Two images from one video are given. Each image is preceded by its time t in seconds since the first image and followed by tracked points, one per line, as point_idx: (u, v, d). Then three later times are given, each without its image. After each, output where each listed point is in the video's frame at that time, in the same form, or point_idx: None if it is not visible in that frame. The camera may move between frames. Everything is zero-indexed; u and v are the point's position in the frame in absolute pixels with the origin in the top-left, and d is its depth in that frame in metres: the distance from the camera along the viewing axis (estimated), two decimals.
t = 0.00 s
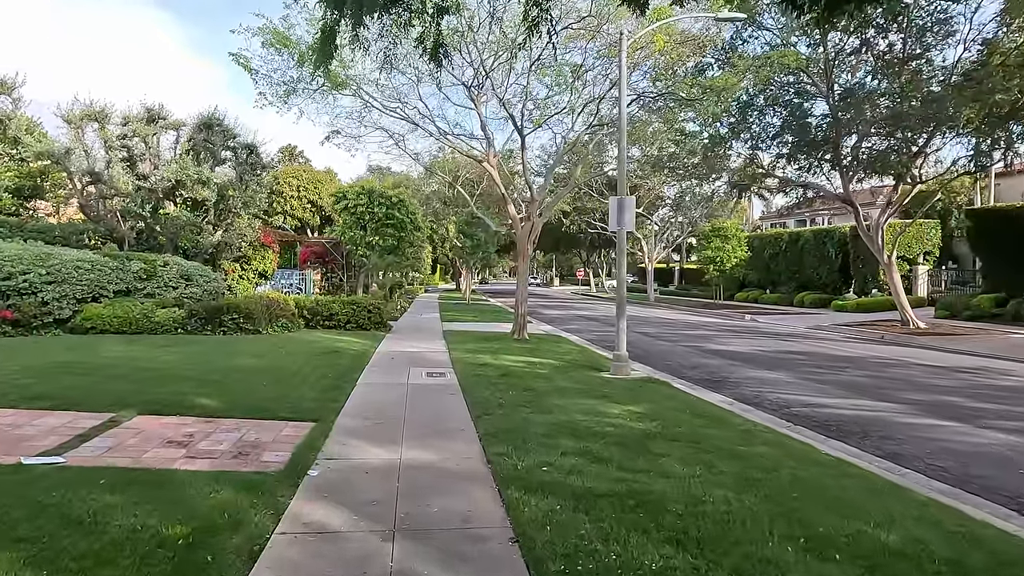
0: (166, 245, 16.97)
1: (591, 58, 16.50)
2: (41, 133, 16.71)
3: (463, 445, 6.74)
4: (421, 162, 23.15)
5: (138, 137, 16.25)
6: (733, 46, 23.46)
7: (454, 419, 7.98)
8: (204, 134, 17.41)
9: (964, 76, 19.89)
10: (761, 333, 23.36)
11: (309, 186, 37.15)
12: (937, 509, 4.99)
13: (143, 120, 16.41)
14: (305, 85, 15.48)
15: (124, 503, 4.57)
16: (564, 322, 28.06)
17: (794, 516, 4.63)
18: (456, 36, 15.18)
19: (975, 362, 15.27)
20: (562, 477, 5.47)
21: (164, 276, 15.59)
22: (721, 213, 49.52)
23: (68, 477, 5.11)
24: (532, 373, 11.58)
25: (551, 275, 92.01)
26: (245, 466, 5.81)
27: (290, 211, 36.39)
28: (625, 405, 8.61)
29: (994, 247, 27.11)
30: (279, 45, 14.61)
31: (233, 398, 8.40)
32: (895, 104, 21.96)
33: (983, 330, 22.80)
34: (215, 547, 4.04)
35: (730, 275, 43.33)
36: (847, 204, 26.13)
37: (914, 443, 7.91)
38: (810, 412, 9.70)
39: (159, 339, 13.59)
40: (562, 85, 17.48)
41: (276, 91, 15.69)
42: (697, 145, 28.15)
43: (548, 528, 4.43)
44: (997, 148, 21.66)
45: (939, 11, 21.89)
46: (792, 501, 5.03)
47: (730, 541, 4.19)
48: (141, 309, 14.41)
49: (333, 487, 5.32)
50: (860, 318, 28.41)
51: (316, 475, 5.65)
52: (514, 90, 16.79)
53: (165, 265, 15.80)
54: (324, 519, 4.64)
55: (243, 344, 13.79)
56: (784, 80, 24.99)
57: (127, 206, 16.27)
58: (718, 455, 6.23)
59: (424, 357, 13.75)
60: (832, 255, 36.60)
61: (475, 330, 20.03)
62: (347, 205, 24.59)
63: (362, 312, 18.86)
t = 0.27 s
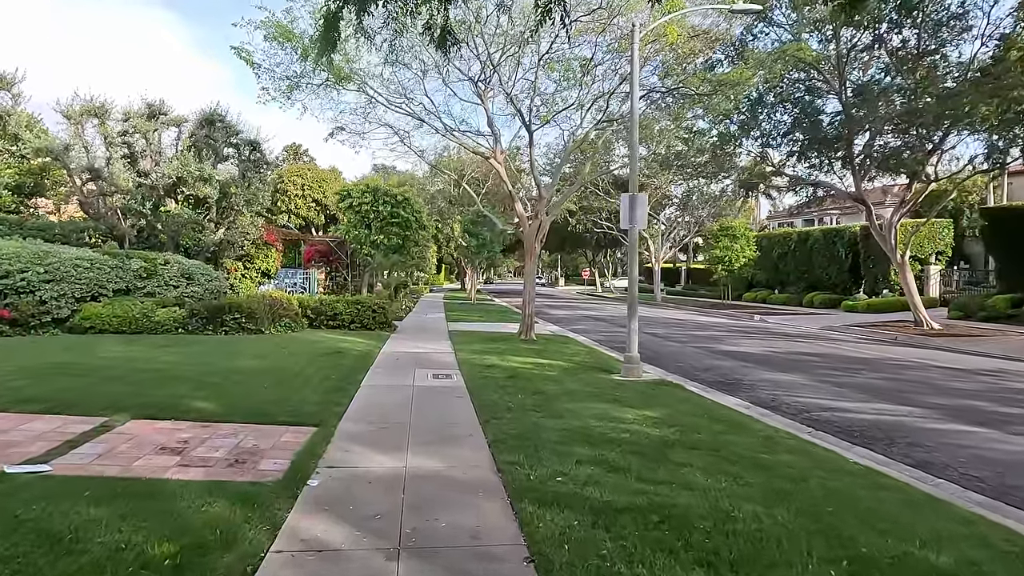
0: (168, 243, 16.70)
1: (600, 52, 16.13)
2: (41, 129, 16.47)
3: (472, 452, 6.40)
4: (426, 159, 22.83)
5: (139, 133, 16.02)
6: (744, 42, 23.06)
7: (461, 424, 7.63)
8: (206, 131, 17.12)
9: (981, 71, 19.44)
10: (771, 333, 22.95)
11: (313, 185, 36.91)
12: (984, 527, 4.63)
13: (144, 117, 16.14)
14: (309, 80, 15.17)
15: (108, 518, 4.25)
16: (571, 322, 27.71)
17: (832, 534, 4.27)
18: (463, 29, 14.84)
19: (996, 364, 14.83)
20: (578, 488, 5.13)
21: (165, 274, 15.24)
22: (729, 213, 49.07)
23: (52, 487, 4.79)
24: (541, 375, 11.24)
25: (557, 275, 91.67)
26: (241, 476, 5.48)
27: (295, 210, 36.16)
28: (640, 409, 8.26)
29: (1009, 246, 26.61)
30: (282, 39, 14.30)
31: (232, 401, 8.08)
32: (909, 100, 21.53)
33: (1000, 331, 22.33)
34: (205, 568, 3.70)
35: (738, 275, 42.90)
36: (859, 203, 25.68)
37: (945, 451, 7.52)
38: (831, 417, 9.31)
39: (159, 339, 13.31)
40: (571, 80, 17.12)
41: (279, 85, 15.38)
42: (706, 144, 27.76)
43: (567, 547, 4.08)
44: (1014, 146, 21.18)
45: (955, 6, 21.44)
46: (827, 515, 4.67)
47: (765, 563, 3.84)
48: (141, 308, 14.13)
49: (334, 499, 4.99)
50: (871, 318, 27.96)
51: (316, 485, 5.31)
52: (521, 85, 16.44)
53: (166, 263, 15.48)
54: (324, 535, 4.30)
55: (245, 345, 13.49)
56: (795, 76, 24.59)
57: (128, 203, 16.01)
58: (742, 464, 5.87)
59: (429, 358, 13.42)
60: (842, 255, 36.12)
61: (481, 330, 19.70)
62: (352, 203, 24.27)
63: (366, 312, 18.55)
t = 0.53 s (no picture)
0: (168, 241, 16.42)
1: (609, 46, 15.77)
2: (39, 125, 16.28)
3: (477, 461, 6.07)
4: (431, 157, 22.52)
5: (138, 129, 15.81)
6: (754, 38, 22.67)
7: (466, 430, 7.30)
8: (206, 127, 16.83)
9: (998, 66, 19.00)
10: (782, 334, 22.57)
11: (317, 184, 36.63)
12: None
13: (144, 112, 15.95)
14: (312, 74, 14.87)
15: (85, 536, 3.93)
16: (577, 322, 27.37)
17: (871, 557, 3.93)
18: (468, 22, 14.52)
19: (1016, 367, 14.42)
20: (591, 503, 4.79)
21: (164, 273, 14.95)
22: (736, 212, 48.62)
23: (29, 501, 4.48)
24: (548, 378, 10.90)
25: (562, 274, 91.30)
26: (233, 487, 5.16)
27: (299, 209, 35.91)
28: (653, 415, 7.91)
29: None
30: (283, 32, 14.01)
31: (228, 405, 7.77)
32: (924, 96, 21.10)
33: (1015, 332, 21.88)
34: None
35: (746, 275, 42.45)
36: (871, 201, 25.24)
37: (974, 460, 7.14)
38: (850, 423, 8.95)
39: (158, 339, 13.03)
40: (579, 76, 16.77)
41: (280, 80, 15.08)
42: (715, 142, 27.37)
43: (582, 571, 3.75)
44: None
45: None
46: (862, 534, 4.32)
47: None
48: (140, 307, 13.86)
49: (330, 513, 4.67)
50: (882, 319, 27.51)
51: (312, 497, 4.99)
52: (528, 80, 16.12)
53: (166, 262, 15.17)
54: (318, 554, 3.98)
55: (245, 345, 13.18)
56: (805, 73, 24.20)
57: (126, 202, 15.89)
58: (765, 476, 5.51)
59: (434, 359, 13.10)
60: (852, 255, 35.66)
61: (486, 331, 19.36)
62: (356, 201, 23.97)
63: (370, 312, 18.25)
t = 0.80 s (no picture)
0: (168, 241, 16.19)
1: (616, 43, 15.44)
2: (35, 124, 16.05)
3: (482, 475, 5.75)
4: (435, 156, 22.22)
5: (137, 127, 15.58)
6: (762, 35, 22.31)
7: (470, 439, 6.98)
8: (206, 125, 16.57)
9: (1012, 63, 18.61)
10: (791, 336, 22.19)
11: (320, 184, 36.38)
12: None
13: (143, 111, 15.73)
14: (313, 72, 14.60)
15: (57, 563, 3.63)
16: (582, 323, 27.02)
17: None
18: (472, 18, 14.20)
19: None
20: (605, 524, 4.46)
21: (163, 274, 14.68)
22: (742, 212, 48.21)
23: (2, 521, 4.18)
24: (554, 383, 10.58)
25: (566, 275, 90.95)
26: (223, 504, 4.86)
27: (301, 209, 35.66)
28: (666, 423, 7.58)
29: None
30: (284, 28, 13.73)
31: (223, 412, 7.47)
32: (936, 94, 20.71)
33: None
34: None
35: (752, 275, 42.07)
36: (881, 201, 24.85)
37: (1005, 472, 6.79)
38: (870, 431, 8.60)
39: (156, 342, 12.76)
40: (585, 73, 16.45)
41: (281, 78, 14.79)
42: (722, 141, 27.02)
43: None
44: None
45: None
46: (899, 560, 3.99)
47: None
48: (138, 310, 13.61)
49: (325, 534, 4.35)
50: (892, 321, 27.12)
51: (307, 516, 4.68)
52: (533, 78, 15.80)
53: (164, 263, 14.90)
54: None
55: (244, 348, 12.89)
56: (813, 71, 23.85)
57: (124, 201, 15.63)
58: (788, 492, 5.18)
59: (437, 363, 12.79)
60: (860, 255, 35.24)
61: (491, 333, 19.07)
62: (359, 201, 23.67)
63: (372, 313, 17.96)
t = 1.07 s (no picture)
0: (167, 240, 15.90)
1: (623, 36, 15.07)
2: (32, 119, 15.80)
3: (491, 482, 5.39)
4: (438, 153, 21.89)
5: (135, 123, 15.32)
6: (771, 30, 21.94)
7: (478, 443, 6.63)
8: (205, 121, 16.28)
9: None
10: (801, 336, 21.79)
11: (323, 183, 36.07)
12: None
13: (141, 106, 15.47)
14: (314, 65, 14.28)
15: None
16: (588, 324, 26.64)
17: None
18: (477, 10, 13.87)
19: None
20: (626, 537, 4.11)
21: (161, 273, 14.34)
22: (748, 211, 47.78)
23: None
24: (563, 384, 10.22)
25: (570, 275, 90.58)
26: (213, 515, 4.51)
27: (304, 209, 35.37)
28: (683, 427, 7.21)
29: None
30: (283, 20, 13.41)
31: (218, 415, 7.13)
32: (950, 89, 20.30)
33: None
34: None
35: (759, 275, 41.63)
36: (892, 199, 24.43)
37: None
38: (894, 435, 8.22)
39: (153, 342, 12.43)
40: (592, 67, 16.09)
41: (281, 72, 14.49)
42: (729, 138, 26.63)
43: None
44: None
45: None
46: None
47: None
48: (135, 309, 13.29)
49: (323, 549, 4.01)
50: (903, 320, 26.69)
51: (303, 528, 4.33)
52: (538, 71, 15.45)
53: (162, 261, 14.57)
54: None
55: (243, 348, 12.56)
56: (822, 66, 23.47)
57: (124, 200, 15.40)
58: (821, 503, 4.80)
59: (441, 364, 12.44)
60: (868, 254, 34.80)
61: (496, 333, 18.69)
62: (361, 200, 23.34)
63: (375, 313, 17.62)
